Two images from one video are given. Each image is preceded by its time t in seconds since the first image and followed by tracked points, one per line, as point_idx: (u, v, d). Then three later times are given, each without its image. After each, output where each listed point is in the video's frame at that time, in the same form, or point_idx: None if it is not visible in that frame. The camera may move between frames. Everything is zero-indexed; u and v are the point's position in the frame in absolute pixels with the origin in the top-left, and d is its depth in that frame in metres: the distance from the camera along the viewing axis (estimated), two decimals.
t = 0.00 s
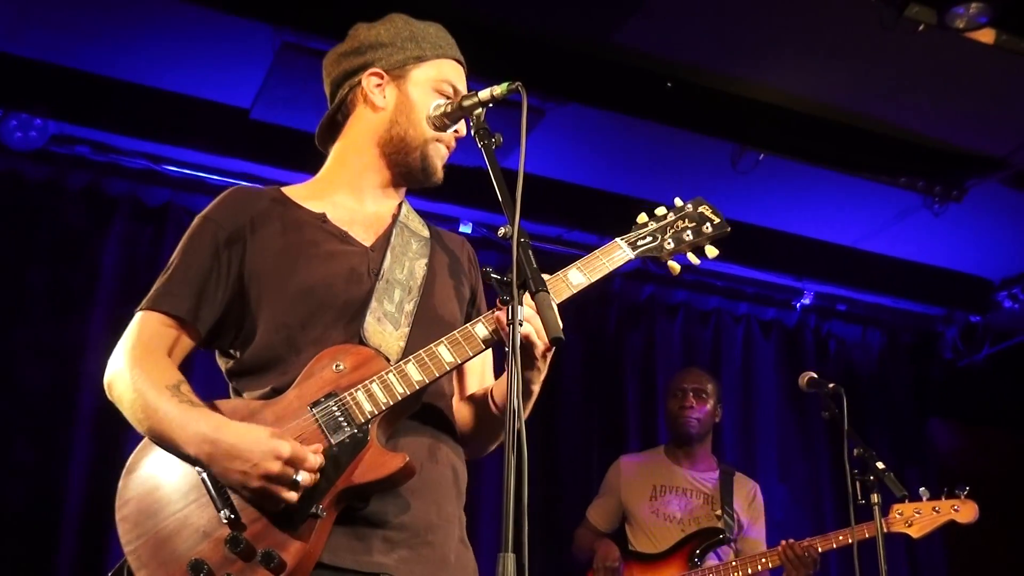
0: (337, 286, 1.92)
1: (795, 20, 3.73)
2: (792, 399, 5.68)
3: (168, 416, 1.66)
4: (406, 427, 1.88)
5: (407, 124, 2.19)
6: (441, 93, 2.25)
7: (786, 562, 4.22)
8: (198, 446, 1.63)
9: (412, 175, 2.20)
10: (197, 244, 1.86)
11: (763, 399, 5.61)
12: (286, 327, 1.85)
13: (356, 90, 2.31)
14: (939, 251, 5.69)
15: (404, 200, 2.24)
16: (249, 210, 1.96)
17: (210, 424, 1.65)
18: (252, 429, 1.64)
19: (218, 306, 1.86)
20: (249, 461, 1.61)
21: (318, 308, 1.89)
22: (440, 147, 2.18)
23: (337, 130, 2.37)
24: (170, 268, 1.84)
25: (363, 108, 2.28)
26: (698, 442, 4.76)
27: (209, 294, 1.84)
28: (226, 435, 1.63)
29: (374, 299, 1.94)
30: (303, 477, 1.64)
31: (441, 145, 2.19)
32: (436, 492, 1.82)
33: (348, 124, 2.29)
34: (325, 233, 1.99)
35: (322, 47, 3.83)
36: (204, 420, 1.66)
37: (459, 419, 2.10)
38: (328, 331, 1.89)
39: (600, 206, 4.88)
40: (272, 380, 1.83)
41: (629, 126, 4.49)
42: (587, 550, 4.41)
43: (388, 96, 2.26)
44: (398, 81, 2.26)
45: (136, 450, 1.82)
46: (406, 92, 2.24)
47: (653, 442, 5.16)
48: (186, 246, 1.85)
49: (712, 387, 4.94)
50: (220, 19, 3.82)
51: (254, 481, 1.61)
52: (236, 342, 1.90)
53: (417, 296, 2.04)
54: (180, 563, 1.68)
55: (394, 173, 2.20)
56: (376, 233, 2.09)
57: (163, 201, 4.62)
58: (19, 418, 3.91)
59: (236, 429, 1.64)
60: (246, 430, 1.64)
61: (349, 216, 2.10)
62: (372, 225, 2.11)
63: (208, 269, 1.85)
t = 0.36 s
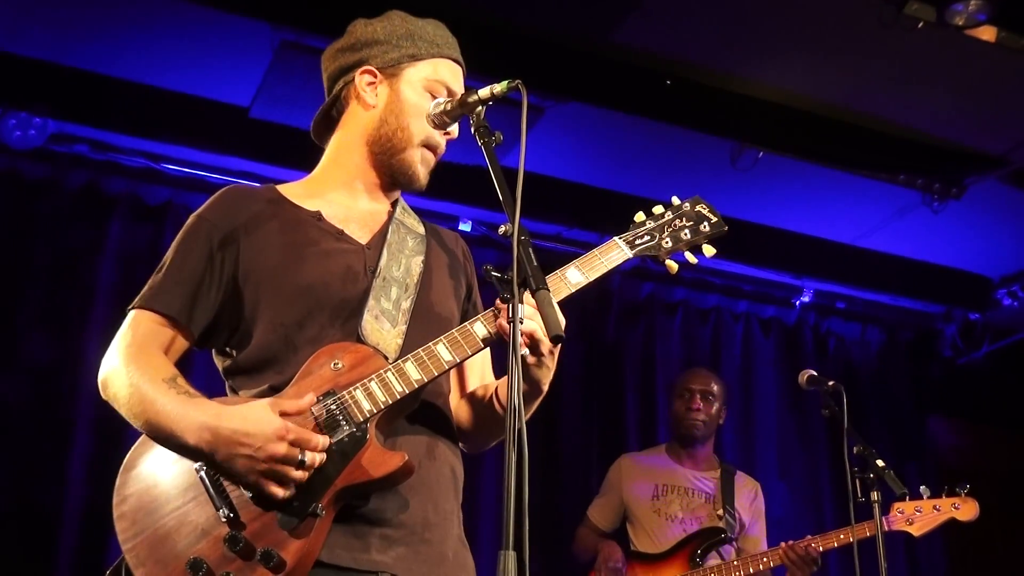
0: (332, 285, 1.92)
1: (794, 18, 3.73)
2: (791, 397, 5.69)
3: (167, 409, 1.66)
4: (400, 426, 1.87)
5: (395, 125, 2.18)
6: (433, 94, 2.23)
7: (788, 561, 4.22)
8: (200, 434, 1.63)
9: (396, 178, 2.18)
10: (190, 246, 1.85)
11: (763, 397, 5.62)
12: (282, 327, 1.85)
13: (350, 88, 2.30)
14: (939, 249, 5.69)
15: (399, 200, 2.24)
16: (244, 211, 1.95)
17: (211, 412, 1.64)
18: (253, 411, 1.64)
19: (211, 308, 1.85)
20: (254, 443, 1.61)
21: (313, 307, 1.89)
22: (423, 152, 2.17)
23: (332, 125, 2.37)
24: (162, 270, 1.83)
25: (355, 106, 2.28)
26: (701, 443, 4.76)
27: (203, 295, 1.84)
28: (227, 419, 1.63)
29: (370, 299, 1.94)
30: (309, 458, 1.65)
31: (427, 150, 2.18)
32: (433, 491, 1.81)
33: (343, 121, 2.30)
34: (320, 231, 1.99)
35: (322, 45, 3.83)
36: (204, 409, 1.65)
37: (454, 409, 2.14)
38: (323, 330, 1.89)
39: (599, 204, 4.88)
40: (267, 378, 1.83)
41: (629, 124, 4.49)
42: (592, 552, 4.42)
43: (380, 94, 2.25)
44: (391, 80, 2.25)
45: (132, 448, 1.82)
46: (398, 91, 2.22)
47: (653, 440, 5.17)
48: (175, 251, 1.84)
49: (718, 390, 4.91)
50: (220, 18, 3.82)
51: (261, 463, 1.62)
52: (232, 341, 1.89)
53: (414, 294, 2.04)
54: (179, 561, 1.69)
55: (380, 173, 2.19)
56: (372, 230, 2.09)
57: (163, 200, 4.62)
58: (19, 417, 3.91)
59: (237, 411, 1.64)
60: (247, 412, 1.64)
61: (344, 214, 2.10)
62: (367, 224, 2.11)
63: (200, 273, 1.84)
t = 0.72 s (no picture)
0: (330, 283, 1.93)
1: (795, 18, 3.73)
2: (792, 397, 5.69)
3: (163, 417, 1.67)
4: (399, 425, 1.87)
5: (381, 123, 2.17)
6: (421, 91, 2.21)
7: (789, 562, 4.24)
8: (194, 445, 1.64)
9: (385, 173, 2.17)
10: (188, 246, 1.86)
11: (763, 397, 5.62)
12: (279, 324, 1.85)
13: (340, 90, 2.32)
14: (939, 250, 5.69)
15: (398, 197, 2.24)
16: (241, 214, 1.96)
17: (207, 423, 1.65)
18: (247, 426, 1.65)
19: (210, 306, 1.85)
20: (246, 456, 1.61)
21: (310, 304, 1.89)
22: (412, 148, 2.15)
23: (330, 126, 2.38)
24: (161, 269, 1.84)
25: (345, 108, 2.29)
26: (705, 446, 4.76)
27: (199, 296, 1.84)
28: (220, 432, 1.64)
29: (370, 295, 1.94)
30: (299, 474, 1.64)
31: (415, 146, 2.16)
32: (433, 489, 1.82)
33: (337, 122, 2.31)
34: (318, 230, 2.00)
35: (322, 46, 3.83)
36: (202, 418, 1.66)
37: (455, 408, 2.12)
38: (320, 327, 1.89)
39: (600, 205, 4.88)
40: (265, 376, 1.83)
41: (629, 125, 4.49)
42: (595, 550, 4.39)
43: (367, 94, 2.26)
44: (377, 79, 2.25)
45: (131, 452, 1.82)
46: (384, 89, 2.22)
47: (653, 440, 5.17)
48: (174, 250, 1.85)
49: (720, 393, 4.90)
50: (221, 19, 3.83)
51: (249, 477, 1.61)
52: (233, 341, 1.88)
53: (412, 291, 2.04)
54: (180, 561, 1.68)
55: (370, 171, 2.18)
56: (369, 229, 2.10)
57: (163, 201, 4.62)
58: (19, 418, 3.91)
59: (231, 426, 1.64)
60: (241, 428, 1.64)
61: (340, 214, 2.10)
62: (362, 223, 2.11)
63: (199, 272, 1.85)
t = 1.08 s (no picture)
0: (335, 285, 1.92)
1: (795, 22, 3.73)
2: (792, 401, 5.69)
3: (158, 412, 1.67)
4: (395, 430, 1.87)
5: (378, 111, 2.19)
6: (411, 71, 2.22)
7: (790, 566, 4.25)
8: (188, 439, 1.64)
9: (395, 160, 2.16)
10: (191, 245, 1.85)
11: (764, 401, 5.62)
12: (283, 324, 1.85)
13: (340, 102, 2.35)
14: (939, 253, 5.69)
15: (406, 200, 2.23)
16: (245, 212, 1.95)
17: (202, 417, 1.65)
18: (243, 418, 1.65)
19: (213, 305, 1.85)
20: (241, 448, 1.62)
21: (314, 306, 1.89)
22: (412, 124, 2.15)
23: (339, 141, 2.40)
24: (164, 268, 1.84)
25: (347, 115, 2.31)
26: (701, 451, 4.75)
27: (202, 297, 1.84)
28: (215, 425, 1.64)
29: (371, 298, 1.94)
30: (299, 461, 1.64)
31: (414, 122, 2.15)
32: (430, 495, 1.81)
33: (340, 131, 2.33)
34: (324, 230, 2.00)
35: (322, 50, 3.83)
36: (198, 414, 1.66)
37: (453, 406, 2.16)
38: (323, 329, 1.89)
39: (600, 209, 4.89)
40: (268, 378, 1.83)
41: (629, 129, 4.49)
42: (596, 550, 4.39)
43: (362, 93, 2.28)
44: (369, 76, 2.28)
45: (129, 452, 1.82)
46: (375, 82, 2.24)
47: (654, 444, 5.17)
48: (178, 249, 1.85)
49: (714, 394, 4.91)
50: (221, 23, 3.83)
51: (247, 467, 1.63)
52: (232, 339, 1.89)
53: (416, 294, 2.04)
54: (176, 561, 1.69)
55: (380, 164, 2.18)
56: (376, 230, 2.10)
57: (163, 205, 4.62)
58: (20, 422, 3.91)
59: (226, 418, 1.65)
60: (237, 419, 1.65)
61: (348, 214, 2.10)
62: (369, 221, 2.11)
63: (204, 271, 1.85)
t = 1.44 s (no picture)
0: (340, 290, 1.92)
1: (797, 26, 3.74)
2: (793, 404, 5.69)
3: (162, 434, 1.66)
4: (399, 437, 1.87)
5: (383, 117, 2.19)
6: (419, 77, 2.22)
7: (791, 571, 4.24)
8: (182, 463, 1.63)
9: (401, 165, 2.17)
10: (202, 247, 1.86)
11: (765, 405, 5.62)
12: (291, 328, 1.85)
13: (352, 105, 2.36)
14: (940, 256, 5.69)
15: (415, 206, 2.24)
16: (253, 215, 1.95)
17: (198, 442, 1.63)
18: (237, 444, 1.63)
19: (222, 309, 1.85)
20: (229, 480, 1.60)
21: (320, 312, 1.89)
22: (415, 129, 2.15)
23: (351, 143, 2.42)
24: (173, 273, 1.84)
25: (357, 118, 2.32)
26: (702, 454, 4.74)
27: (212, 300, 1.84)
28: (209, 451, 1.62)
29: (377, 304, 1.94)
30: (287, 494, 1.62)
31: (419, 129, 2.15)
32: (429, 500, 1.81)
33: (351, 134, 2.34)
34: (332, 234, 1.99)
35: (323, 54, 3.84)
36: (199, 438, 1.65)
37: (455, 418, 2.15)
38: (330, 333, 1.88)
39: (601, 213, 4.90)
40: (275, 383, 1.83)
41: (630, 133, 4.50)
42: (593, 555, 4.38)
43: (370, 97, 2.28)
44: (377, 80, 2.28)
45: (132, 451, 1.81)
46: (383, 87, 2.25)
47: (655, 448, 5.17)
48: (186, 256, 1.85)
49: (715, 397, 4.90)
50: (223, 27, 3.83)
51: (236, 500, 1.60)
52: (240, 342, 1.89)
53: (423, 300, 2.04)
54: (176, 565, 1.69)
55: (385, 168, 2.19)
56: (385, 235, 2.10)
57: (164, 209, 4.62)
58: (21, 427, 3.91)
59: (218, 444, 1.63)
60: (228, 444, 1.63)
61: (357, 218, 2.10)
62: (378, 228, 2.11)
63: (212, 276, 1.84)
